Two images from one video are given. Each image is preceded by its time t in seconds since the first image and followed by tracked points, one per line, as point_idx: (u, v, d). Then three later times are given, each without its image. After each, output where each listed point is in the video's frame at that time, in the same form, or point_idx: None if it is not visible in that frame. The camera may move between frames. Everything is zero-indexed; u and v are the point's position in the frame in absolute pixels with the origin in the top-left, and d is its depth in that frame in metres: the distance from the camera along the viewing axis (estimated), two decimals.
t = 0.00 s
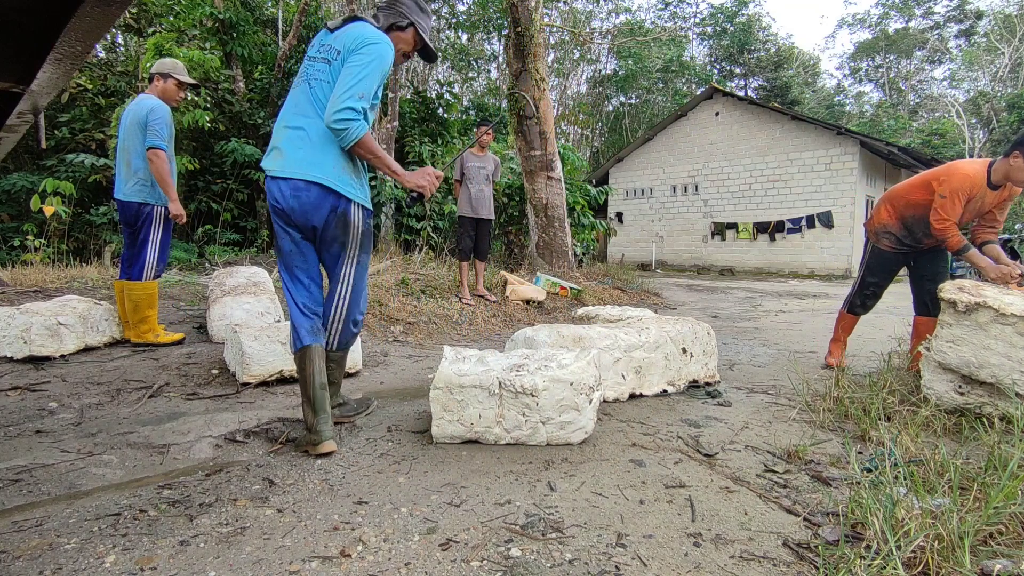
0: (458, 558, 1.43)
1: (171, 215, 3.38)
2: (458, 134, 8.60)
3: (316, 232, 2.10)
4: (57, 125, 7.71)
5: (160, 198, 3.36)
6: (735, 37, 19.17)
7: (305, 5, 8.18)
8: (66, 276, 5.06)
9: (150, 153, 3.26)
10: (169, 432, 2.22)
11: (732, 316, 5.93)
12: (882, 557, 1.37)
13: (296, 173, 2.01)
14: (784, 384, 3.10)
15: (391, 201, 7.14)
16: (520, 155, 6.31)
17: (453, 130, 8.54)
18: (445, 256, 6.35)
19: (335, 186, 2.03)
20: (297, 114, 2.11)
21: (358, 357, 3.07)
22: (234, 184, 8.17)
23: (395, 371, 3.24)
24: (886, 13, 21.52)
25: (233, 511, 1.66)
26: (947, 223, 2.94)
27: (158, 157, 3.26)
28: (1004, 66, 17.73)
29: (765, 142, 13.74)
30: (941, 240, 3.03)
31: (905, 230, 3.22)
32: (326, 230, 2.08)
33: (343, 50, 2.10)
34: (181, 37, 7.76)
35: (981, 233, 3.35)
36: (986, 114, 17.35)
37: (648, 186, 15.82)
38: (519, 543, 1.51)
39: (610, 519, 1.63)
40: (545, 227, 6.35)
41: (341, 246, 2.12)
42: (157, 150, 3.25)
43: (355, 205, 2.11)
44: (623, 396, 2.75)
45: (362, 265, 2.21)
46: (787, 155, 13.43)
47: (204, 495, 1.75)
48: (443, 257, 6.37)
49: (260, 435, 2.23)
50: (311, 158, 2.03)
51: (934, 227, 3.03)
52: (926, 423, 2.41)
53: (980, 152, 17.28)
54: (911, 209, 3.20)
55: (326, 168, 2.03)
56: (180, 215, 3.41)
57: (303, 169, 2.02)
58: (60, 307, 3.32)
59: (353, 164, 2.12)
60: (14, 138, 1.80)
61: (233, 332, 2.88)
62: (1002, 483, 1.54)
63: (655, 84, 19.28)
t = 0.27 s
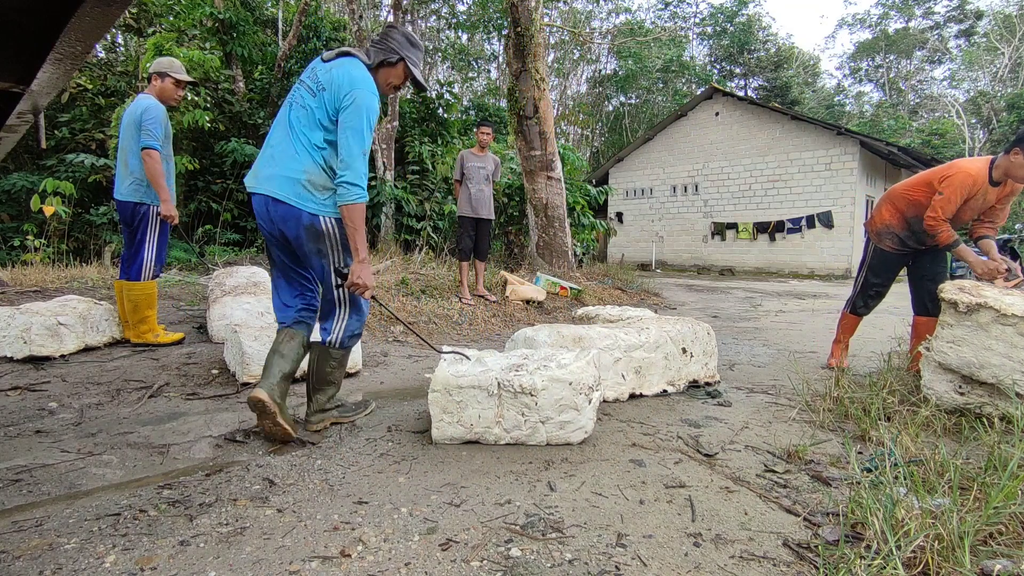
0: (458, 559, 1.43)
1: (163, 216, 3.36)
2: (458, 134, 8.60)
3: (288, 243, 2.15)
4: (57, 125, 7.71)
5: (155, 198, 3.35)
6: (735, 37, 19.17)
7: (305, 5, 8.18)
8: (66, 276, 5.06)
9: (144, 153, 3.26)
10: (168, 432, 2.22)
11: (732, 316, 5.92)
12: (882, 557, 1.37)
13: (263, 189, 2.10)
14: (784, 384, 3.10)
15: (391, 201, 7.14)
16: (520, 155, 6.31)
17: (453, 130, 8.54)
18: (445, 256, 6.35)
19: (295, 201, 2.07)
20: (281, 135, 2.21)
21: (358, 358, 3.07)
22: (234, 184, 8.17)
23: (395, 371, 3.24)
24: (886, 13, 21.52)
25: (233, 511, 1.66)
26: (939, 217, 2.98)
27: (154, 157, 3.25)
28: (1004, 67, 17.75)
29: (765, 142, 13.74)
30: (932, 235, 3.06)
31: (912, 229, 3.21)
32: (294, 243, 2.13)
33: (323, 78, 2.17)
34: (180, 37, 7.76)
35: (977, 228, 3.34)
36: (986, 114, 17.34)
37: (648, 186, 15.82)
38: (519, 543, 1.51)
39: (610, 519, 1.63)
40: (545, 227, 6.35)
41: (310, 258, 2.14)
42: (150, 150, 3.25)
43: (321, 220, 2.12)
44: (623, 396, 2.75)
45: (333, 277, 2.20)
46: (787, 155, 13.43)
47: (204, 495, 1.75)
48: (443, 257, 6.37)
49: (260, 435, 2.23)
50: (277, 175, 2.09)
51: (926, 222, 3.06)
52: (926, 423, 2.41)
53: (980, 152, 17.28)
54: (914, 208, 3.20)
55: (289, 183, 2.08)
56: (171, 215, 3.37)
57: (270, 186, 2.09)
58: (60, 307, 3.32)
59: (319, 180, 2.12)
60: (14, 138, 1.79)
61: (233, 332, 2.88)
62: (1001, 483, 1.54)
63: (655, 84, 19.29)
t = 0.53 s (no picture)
0: (458, 558, 1.43)
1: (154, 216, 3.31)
2: (458, 134, 8.60)
3: (271, 241, 2.29)
4: (57, 125, 7.71)
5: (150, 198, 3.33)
6: (735, 37, 19.17)
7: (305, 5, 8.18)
8: (66, 276, 5.06)
9: (139, 153, 3.25)
10: (169, 432, 2.22)
11: (732, 316, 5.92)
12: (882, 557, 1.37)
13: (244, 193, 2.27)
14: (784, 384, 3.10)
15: (391, 201, 7.14)
16: (520, 155, 6.31)
17: (453, 130, 8.54)
18: (445, 256, 6.35)
19: (269, 201, 2.22)
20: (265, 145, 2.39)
21: (358, 357, 3.07)
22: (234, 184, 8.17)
23: (395, 371, 3.24)
24: (886, 13, 21.52)
25: (233, 511, 1.66)
26: (972, 225, 2.90)
27: (150, 156, 3.25)
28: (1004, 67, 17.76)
29: (765, 142, 13.74)
30: (964, 246, 2.98)
31: (904, 232, 3.24)
32: (275, 240, 2.26)
33: (293, 82, 2.30)
34: (180, 37, 7.76)
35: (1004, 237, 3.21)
36: (986, 114, 17.34)
37: (648, 186, 15.82)
38: (519, 543, 1.51)
39: (610, 519, 1.63)
40: (545, 227, 6.35)
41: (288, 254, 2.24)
42: (145, 150, 3.24)
43: (295, 216, 2.23)
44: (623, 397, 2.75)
45: (312, 271, 2.26)
46: (787, 155, 13.43)
47: (204, 495, 1.75)
48: (443, 257, 6.37)
49: (260, 435, 2.23)
50: (255, 178, 2.26)
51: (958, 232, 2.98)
52: (926, 423, 2.41)
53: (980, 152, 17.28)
54: (910, 212, 3.19)
55: (264, 184, 2.23)
56: (162, 214, 3.31)
57: (250, 189, 2.26)
58: (60, 307, 3.32)
59: (289, 178, 2.23)
60: (14, 138, 1.79)
61: (233, 332, 2.88)
62: (1002, 483, 1.54)
63: (655, 84, 19.29)
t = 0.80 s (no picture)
0: (458, 558, 1.43)
1: (150, 216, 3.29)
2: (458, 134, 8.60)
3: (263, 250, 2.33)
4: (57, 125, 7.71)
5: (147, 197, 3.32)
6: (735, 37, 19.18)
7: (305, 6, 8.20)
8: (66, 276, 5.06)
9: (137, 153, 3.25)
10: (169, 432, 2.22)
11: (732, 316, 5.93)
12: (882, 557, 1.37)
13: (235, 207, 2.34)
14: (784, 384, 3.10)
15: (391, 201, 7.14)
16: (520, 155, 6.31)
17: (453, 130, 8.54)
18: (445, 255, 6.36)
19: (255, 210, 2.27)
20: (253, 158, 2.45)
21: (358, 358, 3.07)
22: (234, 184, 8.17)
23: (395, 371, 3.24)
24: (886, 13, 21.53)
25: (233, 511, 1.66)
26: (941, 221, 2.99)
27: (146, 155, 3.24)
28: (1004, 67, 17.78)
29: (765, 142, 13.74)
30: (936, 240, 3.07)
31: (907, 230, 3.23)
32: (265, 247, 2.30)
33: (266, 93, 2.36)
34: (180, 37, 7.77)
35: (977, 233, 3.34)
36: (985, 114, 17.34)
37: (648, 186, 15.82)
38: (519, 543, 1.51)
39: (610, 519, 1.63)
40: (545, 227, 6.35)
41: (277, 259, 2.27)
42: (142, 149, 3.24)
43: (279, 221, 2.25)
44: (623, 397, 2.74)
45: (300, 273, 2.27)
46: (787, 155, 13.43)
47: (204, 495, 1.75)
48: (443, 257, 6.38)
49: (260, 435, 2.23)
50: (242, 190, 2.32)
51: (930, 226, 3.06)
52: (926, 423, 2.41)
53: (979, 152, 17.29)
54: (911, 209, 3.20)
55: (249, 195, 2.29)
56: (157, 213, 3.28)
57: (239, 202, 2.33)
58: (60, 307, 3.32)
59: (270, 186, 2.26)
60: (15, 137, 1.79)
61: (233, 332, 2.88)
62: (1002, 483, 1.54)
63: (655, 84, 19.29)
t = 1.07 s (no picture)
0: (457, 558, 1.43)
1: (149, 215, 3.29)
2: (458, 134, 8.60)
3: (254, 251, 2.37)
4: (57, 125, 7.71)
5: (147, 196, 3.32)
6: (735, 37, 19.18)
7: (305, 6, 8.21)
8: (66, 276, 5.06)
9: (136, 152, 3.25)
10: (169, 432, 2.22)
11: (732, 316, 5.92)
12: (882, 557, 1.37)
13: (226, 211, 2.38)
14: (784, 384, 3.10)
15: (391, 201, 7.14)
16: (520, 155, 6.31)
17: (453, 130, 8.54)
18: (445, 255, 6.36)
19: (243, 212, 2.30)
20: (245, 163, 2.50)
21: (358, 358, 3.08)
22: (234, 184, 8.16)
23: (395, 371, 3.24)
24: (886, 13, 21.53)
25: (233, 511, 1.66)
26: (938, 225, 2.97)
27: (144, 155, 3.24)
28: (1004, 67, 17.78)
29: (765, 142, 13.74)
30: (931, 243, 3.07)
31: (902, 230, 3.23)
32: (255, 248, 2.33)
33: (247, 98, 2.40)
34: (180, 37, 7.77)
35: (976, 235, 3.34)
36: (985, 114, 17.33)
37: (648, 186, 15.82)
38: (519, 543, 1.51)
39: (610, 519, 1.63)
40: (545, 227, 6.35)
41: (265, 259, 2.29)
42: (141, 149, 3.24)
43: (265, 221, 2.27)
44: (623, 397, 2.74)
45: (287, 272, 2.29)
46: (787, 155, 13.43)
47: (204, 495, 1.75)
48: (443, 257, 6.38)
49: (260, 435, 2.23)
50: (231, 195, 2.36)
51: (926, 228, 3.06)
52: (926, 423, 2.41)
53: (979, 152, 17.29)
54: (906, 210, 3.20)
55: (237, 198, 2.32)
56: (157, 212, 3.28)
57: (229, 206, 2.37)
58: (60, 307, 3.32)
59: (257, 187, 2.29)
60: (15, 137, 1.79)
61: (233, 332, 2.87)
62: (1002, 483, 1.54)
63: (655, 84, 19.30)
